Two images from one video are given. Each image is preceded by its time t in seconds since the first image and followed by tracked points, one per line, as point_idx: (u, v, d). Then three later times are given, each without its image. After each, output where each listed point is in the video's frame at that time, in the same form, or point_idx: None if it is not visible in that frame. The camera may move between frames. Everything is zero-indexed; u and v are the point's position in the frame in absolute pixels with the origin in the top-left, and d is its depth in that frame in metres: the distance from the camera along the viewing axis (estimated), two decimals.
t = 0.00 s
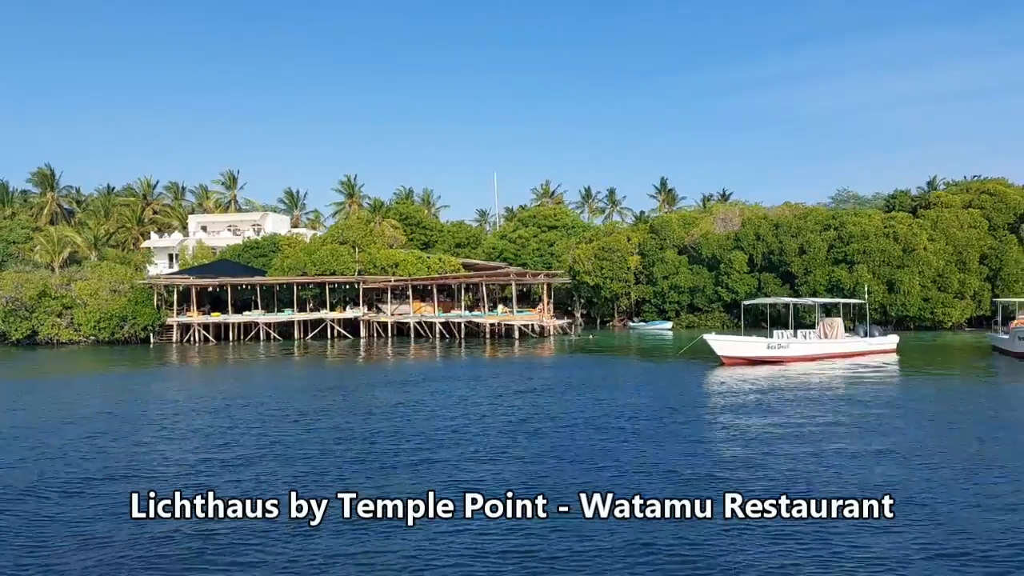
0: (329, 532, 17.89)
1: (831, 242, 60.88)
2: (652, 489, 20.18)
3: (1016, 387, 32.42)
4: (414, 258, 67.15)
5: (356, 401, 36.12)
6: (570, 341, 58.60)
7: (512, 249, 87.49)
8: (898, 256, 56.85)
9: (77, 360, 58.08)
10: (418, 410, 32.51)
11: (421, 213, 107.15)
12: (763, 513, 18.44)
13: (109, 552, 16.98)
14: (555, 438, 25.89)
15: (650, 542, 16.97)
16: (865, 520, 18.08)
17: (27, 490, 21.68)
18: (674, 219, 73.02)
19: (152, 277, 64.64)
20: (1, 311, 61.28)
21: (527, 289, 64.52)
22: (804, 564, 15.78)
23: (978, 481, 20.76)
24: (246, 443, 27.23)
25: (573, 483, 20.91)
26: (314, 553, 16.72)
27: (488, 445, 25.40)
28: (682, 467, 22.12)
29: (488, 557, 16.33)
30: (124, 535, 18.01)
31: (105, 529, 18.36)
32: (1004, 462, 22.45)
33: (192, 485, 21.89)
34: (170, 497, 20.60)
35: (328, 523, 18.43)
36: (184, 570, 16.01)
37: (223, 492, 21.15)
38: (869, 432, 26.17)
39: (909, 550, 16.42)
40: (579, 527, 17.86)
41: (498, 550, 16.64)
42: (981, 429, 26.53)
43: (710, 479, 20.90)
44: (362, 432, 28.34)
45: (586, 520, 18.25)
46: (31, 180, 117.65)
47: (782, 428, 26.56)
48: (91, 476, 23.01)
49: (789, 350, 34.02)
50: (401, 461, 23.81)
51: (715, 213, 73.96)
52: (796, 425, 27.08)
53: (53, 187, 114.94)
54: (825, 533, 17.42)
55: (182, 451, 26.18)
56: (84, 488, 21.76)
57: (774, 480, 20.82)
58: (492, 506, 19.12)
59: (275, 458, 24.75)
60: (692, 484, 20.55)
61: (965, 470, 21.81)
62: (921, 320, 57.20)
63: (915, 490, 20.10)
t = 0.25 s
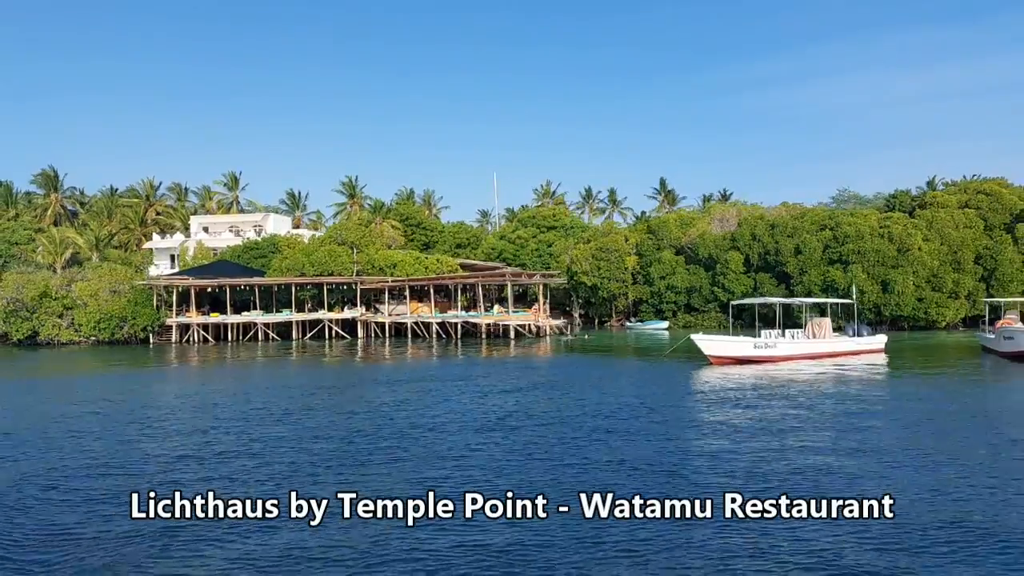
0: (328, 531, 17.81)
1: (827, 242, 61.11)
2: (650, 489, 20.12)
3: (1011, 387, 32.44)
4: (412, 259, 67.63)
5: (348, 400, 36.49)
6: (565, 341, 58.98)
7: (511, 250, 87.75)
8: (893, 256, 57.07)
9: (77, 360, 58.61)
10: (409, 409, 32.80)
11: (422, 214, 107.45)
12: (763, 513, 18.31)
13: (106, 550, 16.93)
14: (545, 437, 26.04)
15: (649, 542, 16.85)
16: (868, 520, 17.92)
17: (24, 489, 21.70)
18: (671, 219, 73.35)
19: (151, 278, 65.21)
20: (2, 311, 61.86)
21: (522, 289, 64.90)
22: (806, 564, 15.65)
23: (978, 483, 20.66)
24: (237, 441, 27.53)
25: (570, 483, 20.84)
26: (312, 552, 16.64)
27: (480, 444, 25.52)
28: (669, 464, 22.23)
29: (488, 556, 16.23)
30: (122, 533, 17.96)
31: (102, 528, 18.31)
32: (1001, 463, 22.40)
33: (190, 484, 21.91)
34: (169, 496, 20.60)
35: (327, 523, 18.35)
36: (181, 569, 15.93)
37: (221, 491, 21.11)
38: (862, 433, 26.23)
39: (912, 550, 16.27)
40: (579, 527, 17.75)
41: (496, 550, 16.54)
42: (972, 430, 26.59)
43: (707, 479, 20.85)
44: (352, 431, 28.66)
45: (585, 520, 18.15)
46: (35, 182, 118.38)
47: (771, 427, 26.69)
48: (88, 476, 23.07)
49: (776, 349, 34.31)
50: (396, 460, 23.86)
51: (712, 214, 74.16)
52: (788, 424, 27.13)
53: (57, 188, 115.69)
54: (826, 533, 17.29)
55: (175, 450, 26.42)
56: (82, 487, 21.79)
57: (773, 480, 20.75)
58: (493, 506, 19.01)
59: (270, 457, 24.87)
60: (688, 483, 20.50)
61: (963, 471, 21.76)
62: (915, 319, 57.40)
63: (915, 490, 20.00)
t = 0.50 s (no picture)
0: (320, 531, 17.53)
1: (821, 242, 61.35)
2: (645, 486, 19.84)
3: (1005, 381, 32.26)
4: (409, 259, 68.10)
5: (340, 399, 36.79)
6: (560, 340, 59.36)
7: (510, 250, 88.05)
8: (886, 256, 57.24)
9: (77, 360, 59.23)
10: (400, 408, 33.01)
11: (423, 214, 107.79)
12: (763, 513, 17.68)
13: (96, 551, 16.73)
14: (533, 435, 26.05)
15: (646, 540, 16.47)
16: (870, 516, 17.50)
17: (15, 490, 21.61)
18: (668, 220, 73.62)
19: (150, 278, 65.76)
20: (3, 312, 62.57)
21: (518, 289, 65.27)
22: (807, 562, 15.24)
23: (978, 476, 20.32)
24: (226, 440, 27.76)
25: (565, 481, 20.56)
26: (304, 553, 16.36)
27: (469, 442, 25.52)
28: (654, 461, 22.28)
29: (482, 556, 15.88)
30: (113, 534, 17.76)
31: (92, 529, 18.10)
32: (999, 458, 22.10)
33: (182, 484, 21.75)
34: (160, 497, 20.41)
35: (319, 523, 18.06)
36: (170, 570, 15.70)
37: (213, 491, 20.92)
38: (853, 431, 26.11)
39: (916, 547, 15.80)
40: (574, 528, 17.22)
41: (490, 550, 16.20)
42: (960, 427, 26.53)
43: (701, 476, 20.61)
44: (341, 429, 28.86)
45: (582, 519, 17.79)
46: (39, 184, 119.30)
47: (758, 426, 26.73)
48: (80, 475, 23.00)
49: (762, 348, 34.55)
50: (388, 458, 23.74)
51: (709, 214, 74.37)
52: (777, 423, 27.12)
53: (61, 190, 116.45)
54: (828, 530, 16.85)
55: (166, 448, 26.59)
56: (73, 488, 21.68)
57: (771, 477, 20.43)
58: (492, 506, 18.61)
59: (261, 456, 24.86)
60: (683, 480, 20.25)
61: (962, 465, 21.45)
62: (909, 318, 57.61)
63: (915, 485, 19.64)
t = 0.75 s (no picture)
0: (314, 531, 17.41)
1: (818, 241, 61.54)
2: (638, 485, 19.74)
3: (996, 377, 32.27)
4: (408, 259, 68.57)
5: (334, 398, 37.12)
6: (557, 339, 59.75)
7: (510, 249, 88.33)
8: (883, 255, 57.40)
9: (79, 358, 59.81)
10: (392, 405, 33.33)
11: (424, 214, 108.22)
12: (762, 513, 17.57)
13: (86, 549, 16.65)
14: (524, 432, 26.28)
15: (645, 539, 16.33)
16: (868, 516, 17.33)
17: (9, 488, 21.62)
18: (666, 219, 73.80)
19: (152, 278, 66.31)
20: (6, 310, 63.25)
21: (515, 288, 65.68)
22: (804, 563, 15.04)
23: (974, 475, 20.16)
24: (218, 437, 28.07)
25: (561, 478, 20.51)
26: (296, 552, 16.24)
27: (459, 439, 25.64)
28: (640, 456, 22.40)
29: (476, 556, 15.72)
30: (104, 532, 17.70)
31: (84, 527, 18.03)
32: (994, 455, 21.97)
33: (176, 482, 21.74)
34: (154, 496, 20.36)
35: (312, 521, 17.94)
36: (160, 569, 15.59)
37: (206, 490, 20.87)
38: (843, 425, 26.14)
39: (916, 549, 15.56)
40: (572, 526, 17.15)
41: (483, 549, 16.04)
42: (947, 421, 26.69)
43: (693, 473, 20.53)
44: (333, 426, 29.15)
45: (578, 518, 17.63)
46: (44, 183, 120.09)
47: (745, 420, 26.86)
48: (74, 473, 23.04)
49: (750, 348, 34.88)
50: (380, 456, 23.76)
51: (708, 214, 74.58)
52: (766, 417, 27.23)
53: (66, 189, 117.13)
54: (826, 531, 16.63)
55: (159, 445, 26.83)
56: (66, 485, 21.69)
57: (766, 476, 20.28)
58: (492, 506, 18.39)
59: (253, 454, 24.96)
60: (675, 478, 20.16)
61: (957, 463, 21.32)
62: (905, 318, 57.79)
63: (911, 485, 19.47)
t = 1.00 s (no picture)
0: (305, 529, 17.34)
1: (815, 240, 61.77)
2: (629, 482, 19.69)
3: (989, 374, 32.30)
4: (407, 258, 68.96)
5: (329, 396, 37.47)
6: (554, 338, 60.09)
7: (510, 247, 88.64)
8: (878, 254, 57.61)
9: (81, 356, 60.41)
10: (384, 403, 33.65)
11: (426, 213, 108.62)
12: (756, 510, 17.50)
13: (78, 548, 16.64)
14: (513, 428, 26.51)
15: (637, 536, 16.28)
16: (862, 513, 17.15)
17: (4, 486, 21.72)
18: (665, 218, 73.97)
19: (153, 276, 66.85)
20: (9, 309, 63.98)
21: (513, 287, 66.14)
22: (796, 562, 14.88)
23: (967, 472, 20.03)
24: (211, 434, 28.48)
25: (554, 475, 20.54)
26: (286, 551, 16.19)
27: (450, 436, 25.82)
28: (623, 452, 22.66)
29: (465, 554, 15.64)
30: (94, 531, 17.72)
31: (78, 526, 18.08)
32: (985, 452, 21.90)
33: (169, 480, 21.79)
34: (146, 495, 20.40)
35: (303, 520, 17.87)
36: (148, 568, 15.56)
37: (199, 488, 20.88)
38: (831, 422, 26.24)
39: (910, 548, 15.37)
40: (564, 523, 17.12)
41: (475, 546, 15.96)
42: (930, 417, 26.92)
43: (683, 470, 20.50)
44: (325, 424, 29.44)
45: (570, 516, 17.50)
46: (49, 182, 120.99)
47: (730, 416, 27.15)
48: (67, 471, 23.18)
49: (738, 346, 35.23)
50: (372, 454, 23.85)
51: (706, 213, 74.79)
52: (752, 414, 27.46)
53: (72, 188, 117.90)
54: (821, 529, 16.43)
55: (153, 443, 27.16)
56: (60, 483, 21.80)
57: (759, 473, 20.22)
58: (486, 504, 18.36)
59: (246, 452, 25.14)
60: (665, 475, 20.13)
61: (949, 459, 21.23)
62: (901, 317, 58.01)
63: (905, 481, 19.40)
